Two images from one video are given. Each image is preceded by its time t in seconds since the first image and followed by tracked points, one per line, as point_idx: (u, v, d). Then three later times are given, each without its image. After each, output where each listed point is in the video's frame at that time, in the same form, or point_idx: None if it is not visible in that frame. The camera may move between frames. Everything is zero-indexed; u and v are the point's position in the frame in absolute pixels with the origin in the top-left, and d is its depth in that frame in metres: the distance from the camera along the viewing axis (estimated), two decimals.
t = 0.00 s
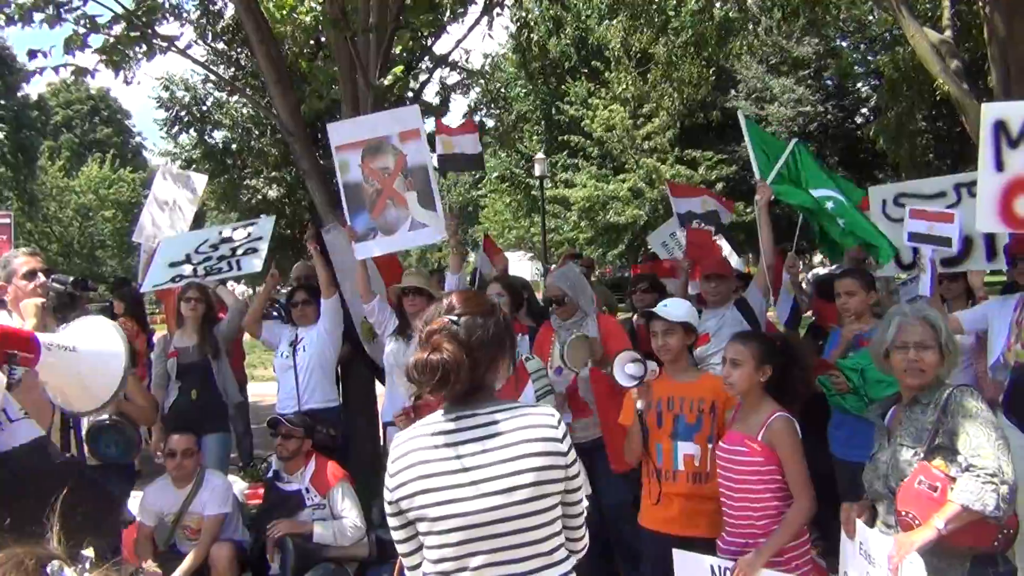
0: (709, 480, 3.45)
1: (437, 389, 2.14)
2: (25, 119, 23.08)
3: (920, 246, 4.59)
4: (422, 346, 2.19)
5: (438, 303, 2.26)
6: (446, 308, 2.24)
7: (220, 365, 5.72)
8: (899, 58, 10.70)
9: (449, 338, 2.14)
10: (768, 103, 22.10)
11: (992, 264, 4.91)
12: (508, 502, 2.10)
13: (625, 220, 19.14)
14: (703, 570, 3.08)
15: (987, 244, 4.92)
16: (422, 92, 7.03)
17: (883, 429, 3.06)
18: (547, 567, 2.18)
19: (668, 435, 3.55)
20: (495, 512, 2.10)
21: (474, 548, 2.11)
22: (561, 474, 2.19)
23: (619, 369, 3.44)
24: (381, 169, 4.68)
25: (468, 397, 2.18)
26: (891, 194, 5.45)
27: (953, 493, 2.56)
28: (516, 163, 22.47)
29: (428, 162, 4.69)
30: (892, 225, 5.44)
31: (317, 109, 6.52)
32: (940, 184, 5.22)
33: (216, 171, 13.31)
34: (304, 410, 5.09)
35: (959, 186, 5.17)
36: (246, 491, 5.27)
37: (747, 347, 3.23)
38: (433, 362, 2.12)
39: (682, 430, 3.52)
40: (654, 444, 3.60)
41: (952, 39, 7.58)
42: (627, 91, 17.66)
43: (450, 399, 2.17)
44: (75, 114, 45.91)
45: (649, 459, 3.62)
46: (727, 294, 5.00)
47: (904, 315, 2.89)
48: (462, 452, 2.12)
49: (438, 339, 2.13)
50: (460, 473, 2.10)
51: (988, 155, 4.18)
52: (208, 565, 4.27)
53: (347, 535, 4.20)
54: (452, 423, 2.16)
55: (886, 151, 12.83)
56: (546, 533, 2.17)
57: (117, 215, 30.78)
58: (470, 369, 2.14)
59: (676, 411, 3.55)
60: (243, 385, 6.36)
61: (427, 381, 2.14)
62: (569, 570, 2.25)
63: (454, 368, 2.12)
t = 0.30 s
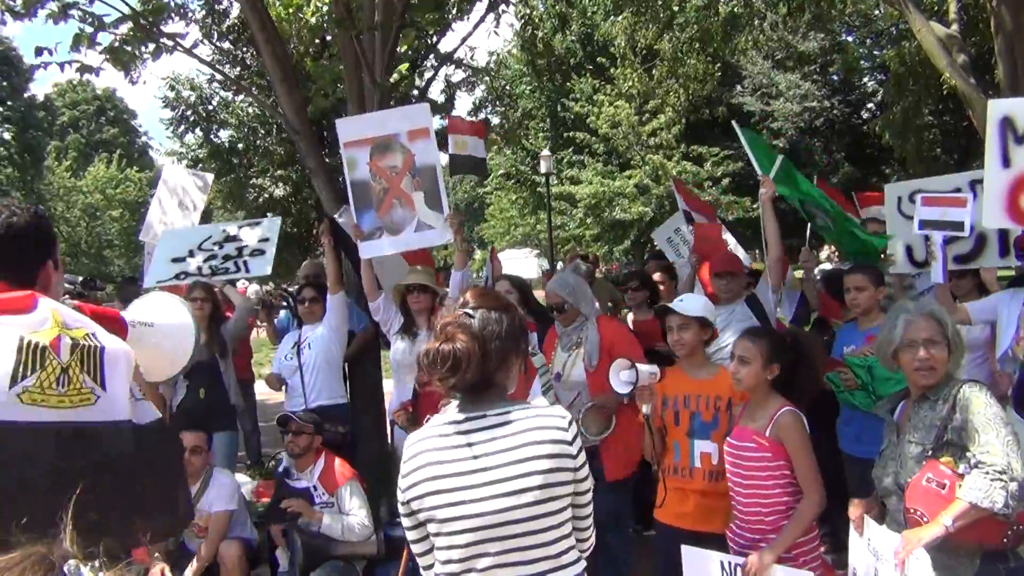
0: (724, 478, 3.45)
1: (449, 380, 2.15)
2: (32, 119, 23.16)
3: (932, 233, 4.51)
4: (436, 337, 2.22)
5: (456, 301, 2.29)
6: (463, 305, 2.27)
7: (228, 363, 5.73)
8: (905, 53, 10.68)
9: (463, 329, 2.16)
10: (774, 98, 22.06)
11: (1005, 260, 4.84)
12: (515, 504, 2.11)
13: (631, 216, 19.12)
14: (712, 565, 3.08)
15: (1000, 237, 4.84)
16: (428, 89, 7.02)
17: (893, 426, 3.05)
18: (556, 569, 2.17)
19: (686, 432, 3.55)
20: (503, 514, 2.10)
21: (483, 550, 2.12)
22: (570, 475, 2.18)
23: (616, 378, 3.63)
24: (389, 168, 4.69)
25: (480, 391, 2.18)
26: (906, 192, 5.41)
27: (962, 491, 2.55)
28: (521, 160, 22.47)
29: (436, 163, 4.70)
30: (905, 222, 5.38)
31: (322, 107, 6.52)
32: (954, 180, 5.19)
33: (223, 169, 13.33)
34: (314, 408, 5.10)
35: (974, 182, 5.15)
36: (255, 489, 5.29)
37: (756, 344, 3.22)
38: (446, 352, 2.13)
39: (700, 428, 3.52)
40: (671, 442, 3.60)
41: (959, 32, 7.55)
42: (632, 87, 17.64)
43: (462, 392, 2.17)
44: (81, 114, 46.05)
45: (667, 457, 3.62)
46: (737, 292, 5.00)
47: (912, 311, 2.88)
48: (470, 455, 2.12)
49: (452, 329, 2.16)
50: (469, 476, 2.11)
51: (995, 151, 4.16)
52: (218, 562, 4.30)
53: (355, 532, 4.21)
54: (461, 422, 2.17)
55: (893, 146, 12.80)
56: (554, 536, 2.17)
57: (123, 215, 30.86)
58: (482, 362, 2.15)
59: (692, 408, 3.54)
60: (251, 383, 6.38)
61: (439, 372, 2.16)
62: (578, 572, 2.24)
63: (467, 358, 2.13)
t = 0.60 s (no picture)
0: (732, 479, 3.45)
1: (475, 368, 2.16)
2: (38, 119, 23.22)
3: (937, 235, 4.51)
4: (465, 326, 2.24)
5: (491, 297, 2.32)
6: (496, 301, 2.29)
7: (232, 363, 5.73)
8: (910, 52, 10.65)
9: (494, 320, 2.17)
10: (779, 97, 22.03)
11: (1012, 256, 4.83)
12: (538, 503, 2.11)
13: (635, 216, 19.11)
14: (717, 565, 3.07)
15: (1008, 235, 4.83)
16: (432, 89, 7.03)
17: (897, 427, 3.04)
18: (576, 568, 2.18)
19: (695, 433, 3.55)
20: (524, 514, 2.11)
21: (504, 549, 2.13)
22: (592, 476, 2.18)
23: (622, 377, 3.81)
24: (391, 169, 4.69)
25: (504, 384, 2.19)
26: (915, 189, 5.37)
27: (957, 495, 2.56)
28: (526, 159, 22.47)
29: (437, 162, 4.69)
30: (912, 220, 5.30)
31: (327, 107, 6.52)
32: (962, 177, 5.19)
33: (227, 169, 13.40)
34: (319, 406, 5.09)
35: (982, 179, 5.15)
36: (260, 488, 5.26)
37: (760, 344, 3.22)
38: (474, 341, 2.15)
39: (708, 429, 3.52)
40: (680, 442, 3.61)
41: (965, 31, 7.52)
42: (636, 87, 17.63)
43: (487, 383, 2.18)
44: (86, 113, 46.21)
45: (676, 457, 3.63)
46: (746, 291, 5.03)
47: (914, 311, 2.88)
48: (492, 455, 2.12)
49: (482, 318, 2.18)
50: (490, 476, 2.11)
51: (998, 151, 4.15)
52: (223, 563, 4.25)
53: (358, 531, 4.21)
54: (483, 422, 2.17)
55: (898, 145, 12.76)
56: (575, 535, 2.17)
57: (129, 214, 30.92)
58: (510, 354, 2.16)
59: (701, 409, 3.54)
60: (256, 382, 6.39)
61: (466, 360, 2.17)
62: (600, 570, 2.24)
63: (497, 346, 2.15)
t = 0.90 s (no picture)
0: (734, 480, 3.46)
1: (548, 370, 2.17)
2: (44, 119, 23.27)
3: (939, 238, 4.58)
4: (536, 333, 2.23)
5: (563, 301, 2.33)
6: (566, 304, 2.30)
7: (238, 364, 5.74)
8: (916, 52, 10.62)
9: (567, 322, 2.19)
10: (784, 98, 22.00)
11: (1017, 254, 4.81)
12: (617, 518, 2.13)
13: (640, 216, 19.09)
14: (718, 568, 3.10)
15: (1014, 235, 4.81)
16: (437, 89, 7.03)
17: (902, 430, 3.05)
18: None
19: (699, 434, 3.55)
20: (596, 528, 2.12)
21: (573, 561, 2.13)
22: (662, 489, 2.22)
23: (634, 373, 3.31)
24: (399, 171, 4.69)
25: (574, 388, 2.19)
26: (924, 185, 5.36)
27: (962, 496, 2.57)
28: (531, 159, 22.46)
29: (445, 164, 4.65)
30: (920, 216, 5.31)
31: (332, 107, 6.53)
32: (971, 173, 5.16)
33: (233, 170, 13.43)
34: (325, 407, 5.10)
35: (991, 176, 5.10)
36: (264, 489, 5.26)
37: (764, 346, 3.23)
38: (548, 343, 2.16)
39: (712, 430, 3.52)
40: (682, 443, 3.61)
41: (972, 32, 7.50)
42: (641, 87, 17.62)
43: (560, 387, 2.19)
44: (93, 114, 46.33)
45: (678, 457, 3.63)
46: (752, 292, 5.02)
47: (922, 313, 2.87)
48: (570, 467, 2.11)
49: (559, 323, 2.18)
50: (565, 490, 2.10)
51: (1003, 156, 4.15)
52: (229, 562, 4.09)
53: (364, 530, 4.25)
54: (562, 432, 2.15)
55: (905, 146, 12.72)
56: (644, 548, 2.21)
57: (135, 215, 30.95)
58: (583, 357, 2.17)
59: (705, 410, 3.55)
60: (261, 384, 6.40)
61: (541, 362, 2.19)
62: None
63: (570, 349, 2.15)
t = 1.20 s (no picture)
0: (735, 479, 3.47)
1: (649, 372, 2.11)
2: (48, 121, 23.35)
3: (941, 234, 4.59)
4: (627, 330, 2.16)
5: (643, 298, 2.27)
6: (648, 299, 2.24)
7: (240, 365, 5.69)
8: (918, 54, 10.64)
9: (665, 323, 2.13)
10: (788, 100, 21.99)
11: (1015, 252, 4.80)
12: (700, 522, 2.16)
13: (644, 218, 19.08)
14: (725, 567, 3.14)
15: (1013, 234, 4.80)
16: (440, 91, 7.04)
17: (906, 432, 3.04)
18: None
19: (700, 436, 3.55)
20: (678, 532, 2.14)
21: (650, 564, 2.15)
22: (740, 494, 2.25)
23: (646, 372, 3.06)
24: (407, 174, 4.69)
25: (662, 390, 2.15)
26: (925, 182, 5.36)
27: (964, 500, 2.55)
28: (534, 162, 22.48)
29: (453, 168, 4.69)
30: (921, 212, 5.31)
31: (335, 109, 6.53)
32: (972, 171, 5.14)
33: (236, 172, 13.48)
34: (328, 409, 5.07)
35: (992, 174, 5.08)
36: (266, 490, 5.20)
37: (763, 347, 3.25)
38: (651, 343, 2.11)
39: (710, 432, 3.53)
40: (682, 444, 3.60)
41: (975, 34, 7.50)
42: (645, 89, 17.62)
43: (654, 389, 2.14)
44: (97, 116, 46.51)
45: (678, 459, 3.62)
46: (757, 295, 4.97)
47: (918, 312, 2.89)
48: (663, 471, 2.11)
49: (654, 322, 2.13)
50: (656, 493, 2.11)
51: (1006, 154, 4.15)
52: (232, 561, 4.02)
53: (366, 533, 4.25)
54: (655, 433, 2.13)
55: (909, 148, 12.72)
56: (717, 551, 2.24)
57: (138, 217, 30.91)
58: (679, 359, 2.13)
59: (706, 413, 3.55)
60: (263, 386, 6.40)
61: (642, 363, 2.12)
62: None
63: (671, 350, 2.12)
